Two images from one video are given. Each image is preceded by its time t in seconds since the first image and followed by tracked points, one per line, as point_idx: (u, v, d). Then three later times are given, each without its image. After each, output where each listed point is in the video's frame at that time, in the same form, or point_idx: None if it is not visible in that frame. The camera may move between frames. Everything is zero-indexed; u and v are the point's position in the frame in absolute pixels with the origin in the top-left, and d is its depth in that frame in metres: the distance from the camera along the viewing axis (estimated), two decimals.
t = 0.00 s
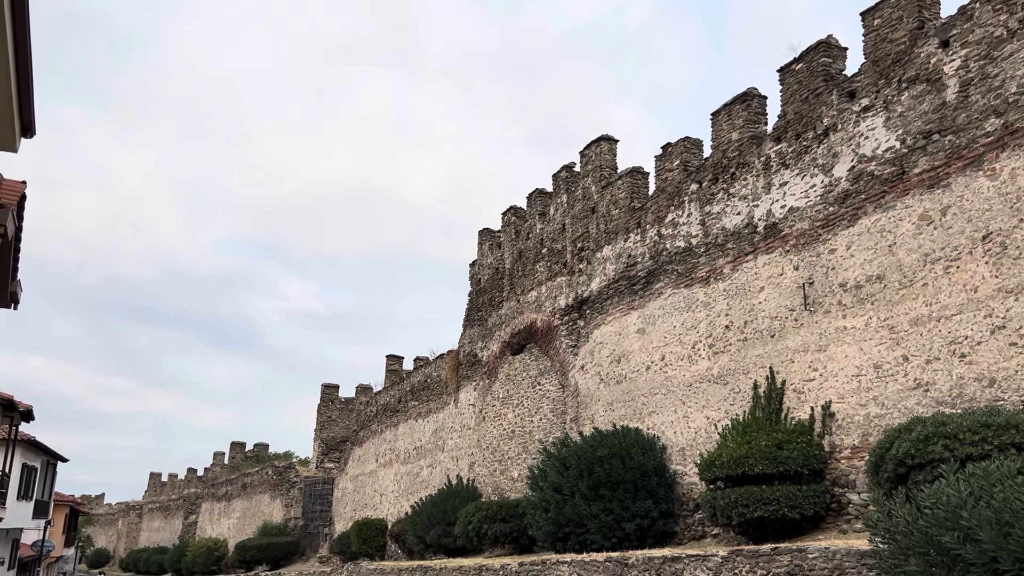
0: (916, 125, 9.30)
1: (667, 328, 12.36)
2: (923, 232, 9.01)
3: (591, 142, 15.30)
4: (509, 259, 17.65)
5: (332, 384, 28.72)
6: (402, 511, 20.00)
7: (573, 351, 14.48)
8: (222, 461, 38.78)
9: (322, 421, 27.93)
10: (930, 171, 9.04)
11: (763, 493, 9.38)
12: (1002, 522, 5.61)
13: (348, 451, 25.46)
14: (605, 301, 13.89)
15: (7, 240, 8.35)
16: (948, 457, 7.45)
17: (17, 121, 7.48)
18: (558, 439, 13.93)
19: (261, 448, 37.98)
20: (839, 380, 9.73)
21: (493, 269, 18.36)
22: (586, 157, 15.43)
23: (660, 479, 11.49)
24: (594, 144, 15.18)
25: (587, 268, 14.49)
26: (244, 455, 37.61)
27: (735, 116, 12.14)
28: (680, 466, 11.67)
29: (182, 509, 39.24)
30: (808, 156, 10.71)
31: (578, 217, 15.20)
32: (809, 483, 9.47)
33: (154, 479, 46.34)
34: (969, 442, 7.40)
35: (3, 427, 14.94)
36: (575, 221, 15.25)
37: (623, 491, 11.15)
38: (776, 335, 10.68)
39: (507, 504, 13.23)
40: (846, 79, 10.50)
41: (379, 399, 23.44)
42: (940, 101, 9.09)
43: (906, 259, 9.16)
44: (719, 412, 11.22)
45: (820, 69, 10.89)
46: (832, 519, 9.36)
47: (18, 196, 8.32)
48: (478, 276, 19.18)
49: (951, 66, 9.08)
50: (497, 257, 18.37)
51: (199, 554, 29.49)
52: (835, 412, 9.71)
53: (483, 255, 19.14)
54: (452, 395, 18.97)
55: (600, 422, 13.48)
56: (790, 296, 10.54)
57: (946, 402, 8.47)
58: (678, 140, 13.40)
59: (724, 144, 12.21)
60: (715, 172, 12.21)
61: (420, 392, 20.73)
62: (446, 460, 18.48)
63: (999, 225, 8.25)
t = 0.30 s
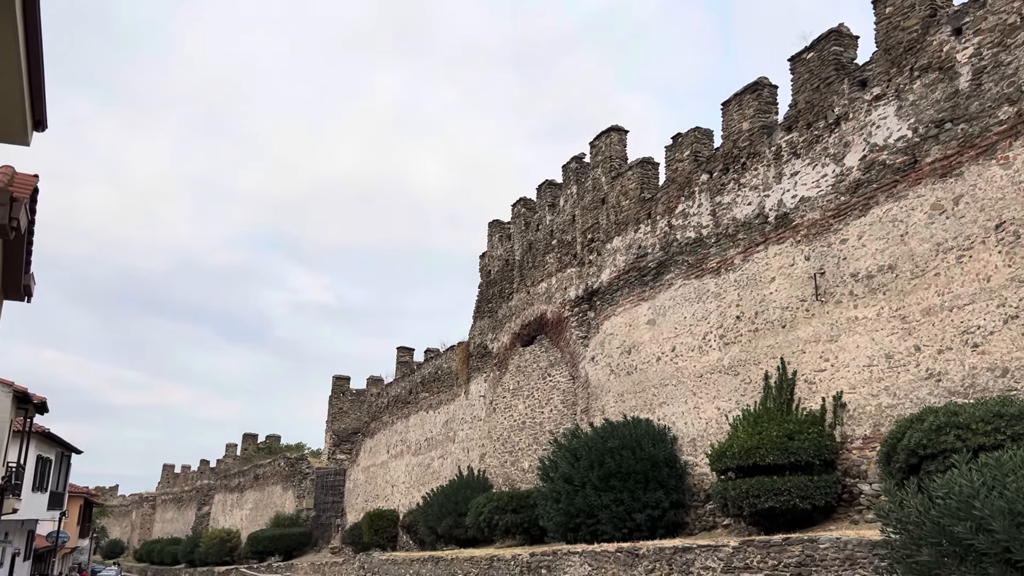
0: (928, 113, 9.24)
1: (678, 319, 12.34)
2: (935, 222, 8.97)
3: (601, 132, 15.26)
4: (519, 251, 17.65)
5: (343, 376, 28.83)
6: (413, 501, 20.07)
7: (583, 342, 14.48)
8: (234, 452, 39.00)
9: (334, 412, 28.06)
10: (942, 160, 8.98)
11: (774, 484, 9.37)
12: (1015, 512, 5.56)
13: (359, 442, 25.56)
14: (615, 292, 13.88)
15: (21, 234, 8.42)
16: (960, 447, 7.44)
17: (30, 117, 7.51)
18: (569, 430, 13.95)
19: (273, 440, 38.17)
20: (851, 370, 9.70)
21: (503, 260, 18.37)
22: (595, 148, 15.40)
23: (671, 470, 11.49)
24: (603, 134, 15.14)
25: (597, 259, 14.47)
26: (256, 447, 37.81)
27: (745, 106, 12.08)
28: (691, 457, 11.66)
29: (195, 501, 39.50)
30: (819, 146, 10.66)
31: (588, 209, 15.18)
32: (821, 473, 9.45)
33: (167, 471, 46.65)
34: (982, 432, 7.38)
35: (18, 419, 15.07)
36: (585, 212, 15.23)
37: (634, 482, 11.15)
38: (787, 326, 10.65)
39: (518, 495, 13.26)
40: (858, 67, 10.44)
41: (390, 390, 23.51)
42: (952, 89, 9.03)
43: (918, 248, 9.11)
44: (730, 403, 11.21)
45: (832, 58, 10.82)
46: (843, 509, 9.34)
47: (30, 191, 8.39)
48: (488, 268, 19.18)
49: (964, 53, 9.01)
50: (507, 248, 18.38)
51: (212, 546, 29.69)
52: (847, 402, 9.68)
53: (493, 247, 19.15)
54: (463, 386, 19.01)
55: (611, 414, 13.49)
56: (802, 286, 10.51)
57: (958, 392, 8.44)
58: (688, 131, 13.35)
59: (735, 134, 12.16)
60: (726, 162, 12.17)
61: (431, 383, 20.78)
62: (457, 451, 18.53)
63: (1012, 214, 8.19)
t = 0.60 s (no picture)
0: (942, 101, 9.17)
1: (690, 310, 12.31)
2: (949, 210, 8.91)
3: (612, 123, 15.22)
4: (530, 242, 17.64)
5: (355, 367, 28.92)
6: (426, 492, 20.16)
7: (595, 333, 14.48)
8: (248, 444, 39.23)
9: (346, 403, 28.17)
10: (956, 148, 8.92)
11: (787, 474, 9.35)
12: None
13: (372, 433, 25.66)
14: (627, 282, 13.86)
15: (36, 228, 8.49)
16: (974, 436, 7.40)
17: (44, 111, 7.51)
18: (581, 421, 13.96)
19: (286, 432, 38.37)
20: (864, 360, 9.67)
21: (514, 251, 18.36)
22: (607, 138, 15.36)
23: (683, 461, 11.48)
24: (615, 125, 15.09)
25: (609, 250, 14.45)
26: (270, 438, 38.02)
27: (758, 95, 12.02)
28: (703, 447, 11.66)
29: (210, 492, 39.78)
30: (832, 135, 10.60)
31: (600, 199, 15.16)
32: (834, 463, 9.43)
33: (181, 463, 46.97)
34: (997, 421, 7.34)
35: (34, 411, 15.20)
36: (596, 203, 15.21)
37: (646, 472, 11.16)
38: (800, 316, 10.61)
39: (530, 485, 13.29)
40: (871, 55, 10.37)
41: (402, 381, 23.58)
42: (967, 77, 8.95)
43: (932, 237, 9.06)
44: (742, 393, 11.19)
45: (845, 45, 10.75)
46: (857, 499, 9.32)
47: (44, 185, 8.45)
48: (499, 259, 19.19)
49: (979, 40, 8.92)
50: (518, 240, 18.38)
51: (226, 537, 29.89)
52: (860, 392, 9.65)
53: (504, 238, 19.15)
54: (475, 377, 19.05)
55: (623, 404, 13.49)
56: (815, 276, 10.46)
57: (972, 382, 8.39)
58: (700, 120, 13.30)
59: (747, 123, 12.11)
60: (738, 152, 12.12)
61: (443, 374, 20.83)
62: (469, 442, 18.58)
63: None
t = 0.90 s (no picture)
0: (958, 88, 9.08)
1: (704, 300, 12.27)
2: (966, 198, 8.83)
3: (625, 112, 15.16)
4: (543, 232, 17.62)
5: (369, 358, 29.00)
6: (440, 482, 20.22)
7: (608, 324, 14.46)
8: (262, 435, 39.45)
9: (360, 394, 28.26)
10: (973, 136, 8.83)
11: (802, 464, 9.32)
12: None
13: (385, 424, 25.74)
14: (640, 273, 13.82)
15: (51, 221, 8.55)
16: (991, 426, 7.35)
17: (58, 105, 7.60)
18: (594, 411, 13.97)
19: (300, 423, 38.55)
20: (879, 349, 9.61)
21: (527, 242, 18.35)
22: (619, 128, 15.30)
23: (697, 451, 11.46)
24: (627, 114, 15.03)
25: (622, 240, 14.42)
26: (284, 429, 38.22)
27: (771, 83, 11.95)
28: (718, 437, 11.63)
29: (225, 482, 40.07)
30: (847, 123, 10.52)
31: (612, 189, 15.12)
32: (849, 453, 9.38)
33: (196, 453, 47.30)
34: (1014, 411, 7.29)
35: (51, 403, 15.37)
36: (609, 193, 15.17)
37: (660, 462, 11.15)
38: (815, 305, 10.56)
39: (544, 476, 13.31)
40: (886, 42, 10.28)
41: (416, 372, 23.64)
42: (984, 63, 8.86)
43: (948, 226, 8.98)
44: (756, 383, 11.15)
45: (859, 33, 10.67)
46: (872, 489, 9.27)
47: (58, 178, 8.49)
48: (512, 249, 19.17)
49: (996, 26, 8.82)
50: (531, 230, 18.36)
51: (242, 527, 30.12)
52: (876, 382, 9.60)
53: (517, 228, 19.13)
54: (488, 368, 19.08)
55: (636, 394, 13.47)
56: (829, 265, 10.41)
57: (989, 371, 8.33)
58: (713, 109, 13.23)
59: (761, 111, 12.03)
60: (752, 141, 12.05)
61: (456, 365, 20.86)
62: (483, 432, 18.62)
63: None
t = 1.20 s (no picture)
0: (976, 75, 8.99)
1: (719, 290, 12.23)
2: (984, 185, 8.74)
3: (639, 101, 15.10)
4: (557, 222, 17.60)
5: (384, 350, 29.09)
6: (455, 472, 20.30)
7: (622, 314, 14.44)
8: (278, 425, 39.69)
9: (375, 385, 28.37)
10: (991, 123, 8.75)
11: (818, 454, 9.29)
12: None
13: (400, 414, 25.84)
14: (654, 263, 13.79)
15: (68, 213, 8.60)
16: (1009, 415, 7.30)
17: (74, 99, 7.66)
18: (608, 401, 13.97)
19: (316, 414, 38.74)
20: (896, 338, 9.56)
21: (540, 232, 18.34)
22: (633, 117, 15.25)
23: (712, 441, 11.44)
24: (641, 103, 14.98)
25: (636, 230, 14.39)
26: (300, 420, 38.43)
27: (787, 71, 11.88)
28: (733, 427, 11.61)
29: (241, 473, 40.38)
30: (863, 111, 10.45)
31: (626, 179, 15.08)
32: (866, 443, 9.34)
33: (213, 445, 47.65)
34: None
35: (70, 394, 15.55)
36: (623, 182, 15.13)
37: (675, 452, 11.14)
38: (831, 295, 10.51)
39: (559, 466, 13.33)
40: (903, 29, 10.19)
41: (430, 363, 23.70)
42: (1002, 49, 8.77)
43: (966, 214, 8.90)
44: (772, 373, 11.11)
45: (876, 19, 10.58)
46: (888, 479, 9.23)
47: (75, 171, 8.56)
48: (526, 240, 19.16)
49: (1015, 11, 8.72)
50: (544, 221, 18.35)
51: (259, 517, 30.36)
52: (892, 371, 9.54)
53: (530, 219, 19.12)
54: (502, 358, 19.11)
55: (650, 384, 13.46)
56: (845, 254, 10.35)
57: (1007, 360, 8.26)
58: (728, 98, 13.16)
59: (776, 99, 11.96)
60: (767, 129, 11.99)
61: (471, 356, 20.90)
62: (497, 423, 18.66)
63: None
